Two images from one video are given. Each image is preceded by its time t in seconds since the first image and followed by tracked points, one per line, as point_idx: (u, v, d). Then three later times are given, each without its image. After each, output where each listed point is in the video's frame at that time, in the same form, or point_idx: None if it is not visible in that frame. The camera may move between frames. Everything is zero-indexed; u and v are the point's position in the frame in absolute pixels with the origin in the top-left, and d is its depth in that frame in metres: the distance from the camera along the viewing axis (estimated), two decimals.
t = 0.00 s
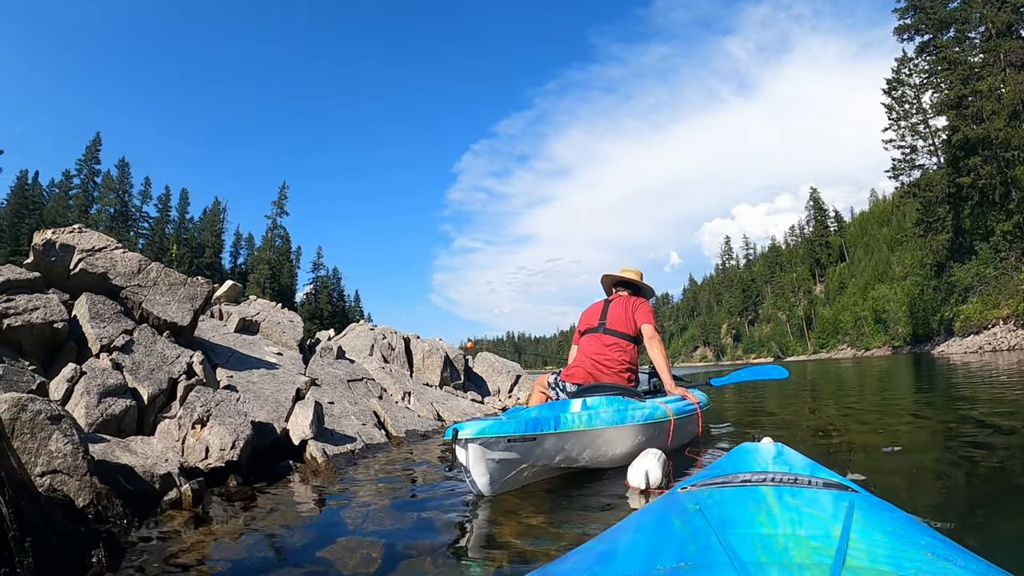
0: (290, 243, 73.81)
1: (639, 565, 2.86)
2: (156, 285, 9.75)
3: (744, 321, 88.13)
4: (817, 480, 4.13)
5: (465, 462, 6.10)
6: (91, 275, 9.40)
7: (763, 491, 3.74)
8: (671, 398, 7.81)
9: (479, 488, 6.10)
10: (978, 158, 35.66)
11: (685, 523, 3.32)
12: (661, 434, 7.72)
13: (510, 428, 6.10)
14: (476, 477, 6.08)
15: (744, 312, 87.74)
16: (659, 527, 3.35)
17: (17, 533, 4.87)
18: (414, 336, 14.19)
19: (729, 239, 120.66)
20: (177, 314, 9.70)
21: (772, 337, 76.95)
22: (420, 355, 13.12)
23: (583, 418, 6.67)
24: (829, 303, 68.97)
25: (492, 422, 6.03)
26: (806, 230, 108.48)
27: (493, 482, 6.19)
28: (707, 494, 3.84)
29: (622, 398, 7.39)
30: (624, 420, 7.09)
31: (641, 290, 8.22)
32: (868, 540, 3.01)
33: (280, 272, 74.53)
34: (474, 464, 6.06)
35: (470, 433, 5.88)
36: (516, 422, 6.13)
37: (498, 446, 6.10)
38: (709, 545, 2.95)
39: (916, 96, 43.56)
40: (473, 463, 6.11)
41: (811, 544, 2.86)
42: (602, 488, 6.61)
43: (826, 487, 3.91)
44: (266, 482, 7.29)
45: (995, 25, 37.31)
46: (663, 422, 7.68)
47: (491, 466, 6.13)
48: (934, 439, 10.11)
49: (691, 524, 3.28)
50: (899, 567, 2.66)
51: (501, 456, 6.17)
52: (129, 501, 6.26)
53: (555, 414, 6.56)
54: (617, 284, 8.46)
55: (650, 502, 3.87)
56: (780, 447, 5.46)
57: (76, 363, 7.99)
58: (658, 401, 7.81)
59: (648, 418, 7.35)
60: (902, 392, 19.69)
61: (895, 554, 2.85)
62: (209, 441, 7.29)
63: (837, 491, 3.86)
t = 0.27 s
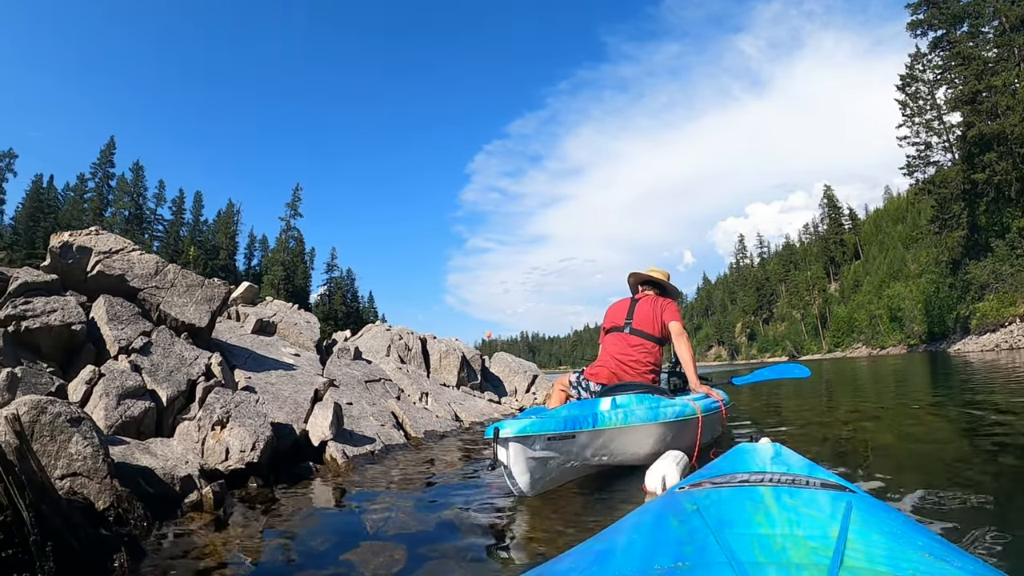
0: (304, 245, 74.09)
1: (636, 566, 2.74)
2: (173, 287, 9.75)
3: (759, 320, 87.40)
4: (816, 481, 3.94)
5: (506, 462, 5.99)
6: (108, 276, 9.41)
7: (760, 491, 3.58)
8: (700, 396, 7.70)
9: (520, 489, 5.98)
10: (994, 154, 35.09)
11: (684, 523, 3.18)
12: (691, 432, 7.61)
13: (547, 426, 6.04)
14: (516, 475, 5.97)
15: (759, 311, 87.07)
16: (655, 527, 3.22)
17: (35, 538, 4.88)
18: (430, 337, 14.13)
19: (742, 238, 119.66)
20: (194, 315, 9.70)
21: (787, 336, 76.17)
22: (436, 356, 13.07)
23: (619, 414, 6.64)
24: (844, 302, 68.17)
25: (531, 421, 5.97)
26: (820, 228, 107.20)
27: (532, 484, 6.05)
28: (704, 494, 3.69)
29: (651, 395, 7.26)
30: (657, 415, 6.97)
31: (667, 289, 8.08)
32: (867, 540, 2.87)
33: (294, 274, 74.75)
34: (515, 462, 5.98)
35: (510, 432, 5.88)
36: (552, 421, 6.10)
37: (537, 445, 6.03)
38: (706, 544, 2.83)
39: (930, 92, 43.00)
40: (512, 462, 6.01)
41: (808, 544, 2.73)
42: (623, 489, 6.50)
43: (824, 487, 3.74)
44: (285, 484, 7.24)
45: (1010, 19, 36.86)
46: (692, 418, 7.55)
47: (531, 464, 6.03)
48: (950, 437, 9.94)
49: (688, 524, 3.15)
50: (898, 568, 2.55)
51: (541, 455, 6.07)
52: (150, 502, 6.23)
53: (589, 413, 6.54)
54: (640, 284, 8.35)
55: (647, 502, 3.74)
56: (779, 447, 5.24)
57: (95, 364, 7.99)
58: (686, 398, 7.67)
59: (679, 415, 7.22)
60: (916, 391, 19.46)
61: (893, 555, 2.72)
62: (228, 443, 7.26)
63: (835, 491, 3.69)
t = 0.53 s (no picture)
0: (321, 245, 74.49)
1: (638, 566, 2.63)
2: (194, 289, 9.76)
3: (776, 318, 86.29)
4: (821, 481, 3.75)
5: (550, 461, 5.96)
6: (130, 279, 9.44)
7: (764, 490, 3.43)
8: (733, 391, 7.59)
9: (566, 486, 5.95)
10: (1015, 148, 34.31)
11: (687, 521, 3.06)
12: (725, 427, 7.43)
13: (589, 424, 5.95)
14: (561, 476, 5.93)
15: (777, 309, 86.23)
16: (659, 526, 3.09)
17: (60, 541, 4.96)
18: (450, 337, 14.08)
19: (759, 236, 118.43)
20: (216, 317, 9.70)
21: (805, 335, 75.24)
22: (457, 356, 13.03)
23: (659, 409, 6.47)
24: (863, 300, 67.19)
25: (571, 419, 5.93)
26: (839, 225, 105.76)
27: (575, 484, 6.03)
28: (708, 494, 3.54)
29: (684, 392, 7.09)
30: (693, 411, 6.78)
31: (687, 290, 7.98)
32: (871, 540, 2.73)
33: (312, 275, 75.15)
34: (558, 464, 5.93)
35: (552, 432, 5.87)
36: (594, 419, 6.00)
37: (580, 443, 5.95)
38: (711, 544, 2.71)
39: (948, 87, 42.27)
40: (556, 462, 5.96)
41: (811, 544, 2.61)
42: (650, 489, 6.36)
43: (829, 487, 3.57)
44: (309, 484, 7.19)
45: None
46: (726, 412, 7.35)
47: (574, 463, 5.97)
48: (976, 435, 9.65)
49: (692, 523, 3.02)
50: (902, 569, 2.40)
51: (583, 453, 6.01)
52: (174, 504, 6.18)
53: (631, 407, 6.40)
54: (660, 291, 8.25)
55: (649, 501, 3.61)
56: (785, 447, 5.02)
57: (117, 366, 8.01)
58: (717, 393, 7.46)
59: (717, 409, 7.08)
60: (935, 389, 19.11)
61: (897, 555, 2.58)
62: (252, 445, 7.21)
63: (839, 492, 3.52)
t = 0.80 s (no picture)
0: (338, 246, 74.83)
1: (645, 566, 2.51)
2: (216, 290, 9.77)
3: (797, 316, 85.52)
4: (829, 482, 3.57)
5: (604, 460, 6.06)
6: (153, 280, 9.47)
7: (771, 490, 3.28)
8: (769, 388, 7.41)
9: (619, 489, 6.04)
10: None
11: (695, 521, 2.93)
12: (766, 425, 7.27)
13: (644, 423, 5.95)
14: (615, 476, 6.03)
15: (796, 307, 85.11)
16: (663, 525, 2.96)
17: (87, 543, 4.94)
18: (471, 337, 14.00)
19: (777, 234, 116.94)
20: (239, 317, 9.70)
21: (825, 333, 74.10)
22: (478, 356, 12.97)
23: (711, 409, 6.34)
24: (884, 298, 66.05)
25: (627, 418, 5.95)
26: (859, 222, 104.01)
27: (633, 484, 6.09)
28: (716, 494, 3.39)
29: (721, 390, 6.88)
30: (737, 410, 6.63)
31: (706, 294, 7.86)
32: (879, 541, 2.59)
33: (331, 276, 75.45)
34: (614, 463, 6.00)
35: (609, 430, 5.93)
36: (649, 418, 6.00)
37: (636, 442, 5.97)
38: (720, 544, 2.59)
39: (968, 80, 41.40)
40: (610, 462, 6.04)
41: (820, 545, 2.48)
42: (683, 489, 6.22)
43: (837, 487, 3.39)
44: (335, 485, 7.14)
45: None
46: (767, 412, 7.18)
47: (628, 462, 6.00)
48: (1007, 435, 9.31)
49: (699, 524, 2.88)
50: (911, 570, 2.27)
51: (639, 453, 6.02)
52: (201, 505, 6.13)
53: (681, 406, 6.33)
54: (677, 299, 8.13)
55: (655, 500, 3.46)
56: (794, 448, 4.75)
57: (141, 367, 8.03)
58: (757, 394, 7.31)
59: (760, 409, 6.89)
60: (958, 387, 18.71)
61: (907, 556, 2.43)
62: (277, 445, 7.16)
63: (847, 492, 3.34)
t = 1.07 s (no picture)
0: (352, 245, 75.10)
1: (649, 566, 2.44)
2: (233, 290, 9.77)
3: (812, 315, 84.69)
4: (834, 482, 3.44)
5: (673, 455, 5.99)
6: (170, 280, 9.48)
7: (775, 490, 3.17)
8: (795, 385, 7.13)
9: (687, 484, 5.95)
10: None
11: (700, 521, 2.84)
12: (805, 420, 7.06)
13: (709, 414, 5.90)
14: (682, 470, 5.94)
15: (811, 306, 84.31)
16: (667, 525, 2.87)
17: (109, 544, 4.89)
18: (487, 336, 13.94)
19: (792, 232, 115.77)
20: (256, 317, 9.69)
21: (841, 332, 73.30)
22: (495, 356, 12.92)
23: (771, 398, 6.26)
24: (899, 296, 65.19)
25: (693, 410, 5.91)
26: (875, 219, 102.70)
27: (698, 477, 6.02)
28: (720, 494, 3.29)
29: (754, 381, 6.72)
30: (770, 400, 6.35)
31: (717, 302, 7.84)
32: (885, 541, 2.49)
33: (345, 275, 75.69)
34: (681, 457, 5.93)
35: (675, 423, 5.88)
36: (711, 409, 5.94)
37: (701, 433, 5.92)
38: (725, 544, 2.51)
39: (983, 76, 40.77)
40: (677, 456, 5.97)
41: (824, 545, 2.41)
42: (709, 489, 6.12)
43: (841, 487, 3.27)
44: (356, 485, 7.10)
45: None
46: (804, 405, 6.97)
47: (694, 456, 5.96)
48: None
49: (704, 523, 2.79)
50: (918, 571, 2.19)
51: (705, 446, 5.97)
52: (222, 507, 6.13)
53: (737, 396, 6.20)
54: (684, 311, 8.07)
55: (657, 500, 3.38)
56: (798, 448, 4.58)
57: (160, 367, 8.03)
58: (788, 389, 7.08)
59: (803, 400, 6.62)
60: (977, 386, 18.40)
61: (912, 557, 2.35)
62: (296, 445, 7.13)
63: (851, 491, 3.22)
